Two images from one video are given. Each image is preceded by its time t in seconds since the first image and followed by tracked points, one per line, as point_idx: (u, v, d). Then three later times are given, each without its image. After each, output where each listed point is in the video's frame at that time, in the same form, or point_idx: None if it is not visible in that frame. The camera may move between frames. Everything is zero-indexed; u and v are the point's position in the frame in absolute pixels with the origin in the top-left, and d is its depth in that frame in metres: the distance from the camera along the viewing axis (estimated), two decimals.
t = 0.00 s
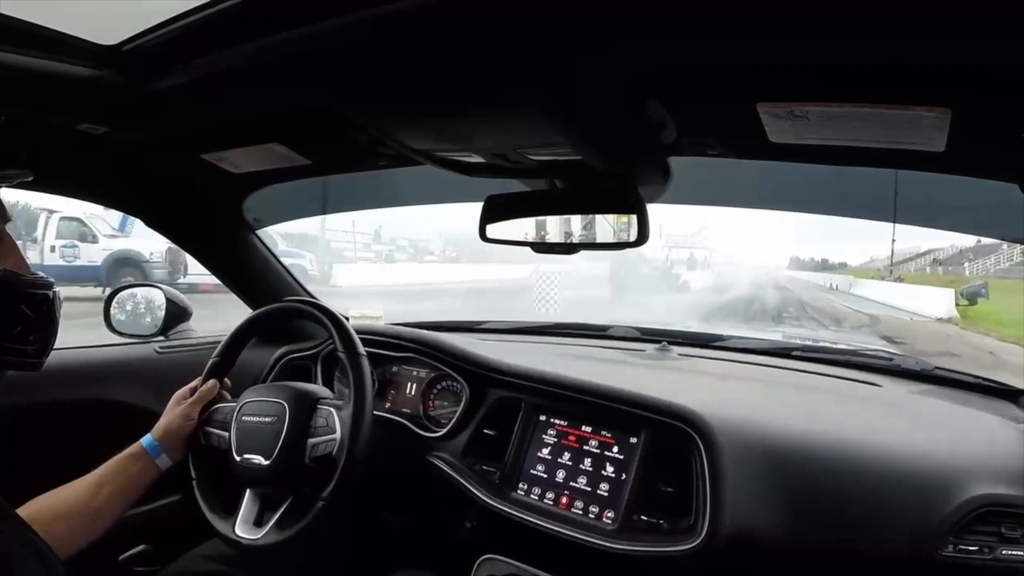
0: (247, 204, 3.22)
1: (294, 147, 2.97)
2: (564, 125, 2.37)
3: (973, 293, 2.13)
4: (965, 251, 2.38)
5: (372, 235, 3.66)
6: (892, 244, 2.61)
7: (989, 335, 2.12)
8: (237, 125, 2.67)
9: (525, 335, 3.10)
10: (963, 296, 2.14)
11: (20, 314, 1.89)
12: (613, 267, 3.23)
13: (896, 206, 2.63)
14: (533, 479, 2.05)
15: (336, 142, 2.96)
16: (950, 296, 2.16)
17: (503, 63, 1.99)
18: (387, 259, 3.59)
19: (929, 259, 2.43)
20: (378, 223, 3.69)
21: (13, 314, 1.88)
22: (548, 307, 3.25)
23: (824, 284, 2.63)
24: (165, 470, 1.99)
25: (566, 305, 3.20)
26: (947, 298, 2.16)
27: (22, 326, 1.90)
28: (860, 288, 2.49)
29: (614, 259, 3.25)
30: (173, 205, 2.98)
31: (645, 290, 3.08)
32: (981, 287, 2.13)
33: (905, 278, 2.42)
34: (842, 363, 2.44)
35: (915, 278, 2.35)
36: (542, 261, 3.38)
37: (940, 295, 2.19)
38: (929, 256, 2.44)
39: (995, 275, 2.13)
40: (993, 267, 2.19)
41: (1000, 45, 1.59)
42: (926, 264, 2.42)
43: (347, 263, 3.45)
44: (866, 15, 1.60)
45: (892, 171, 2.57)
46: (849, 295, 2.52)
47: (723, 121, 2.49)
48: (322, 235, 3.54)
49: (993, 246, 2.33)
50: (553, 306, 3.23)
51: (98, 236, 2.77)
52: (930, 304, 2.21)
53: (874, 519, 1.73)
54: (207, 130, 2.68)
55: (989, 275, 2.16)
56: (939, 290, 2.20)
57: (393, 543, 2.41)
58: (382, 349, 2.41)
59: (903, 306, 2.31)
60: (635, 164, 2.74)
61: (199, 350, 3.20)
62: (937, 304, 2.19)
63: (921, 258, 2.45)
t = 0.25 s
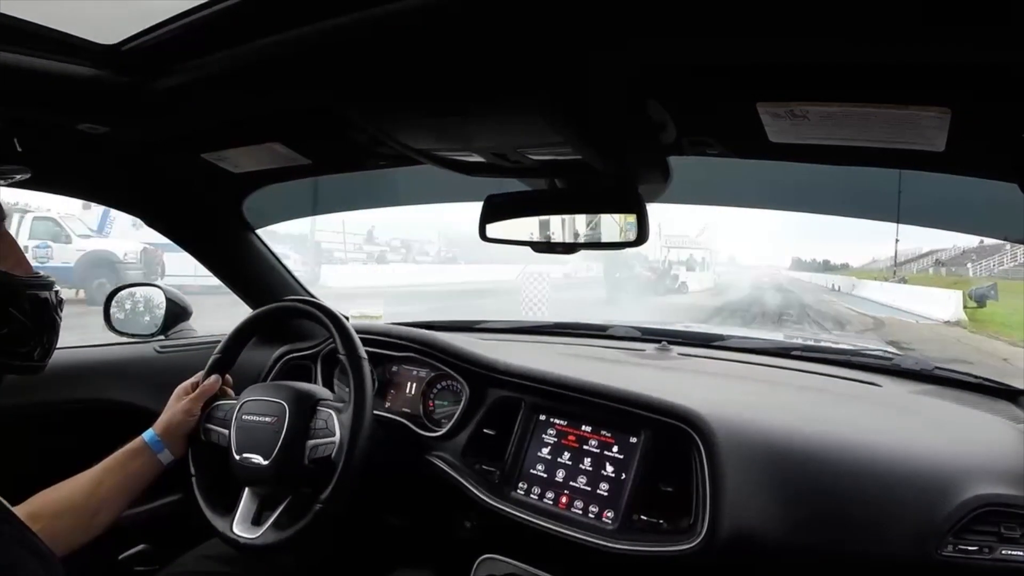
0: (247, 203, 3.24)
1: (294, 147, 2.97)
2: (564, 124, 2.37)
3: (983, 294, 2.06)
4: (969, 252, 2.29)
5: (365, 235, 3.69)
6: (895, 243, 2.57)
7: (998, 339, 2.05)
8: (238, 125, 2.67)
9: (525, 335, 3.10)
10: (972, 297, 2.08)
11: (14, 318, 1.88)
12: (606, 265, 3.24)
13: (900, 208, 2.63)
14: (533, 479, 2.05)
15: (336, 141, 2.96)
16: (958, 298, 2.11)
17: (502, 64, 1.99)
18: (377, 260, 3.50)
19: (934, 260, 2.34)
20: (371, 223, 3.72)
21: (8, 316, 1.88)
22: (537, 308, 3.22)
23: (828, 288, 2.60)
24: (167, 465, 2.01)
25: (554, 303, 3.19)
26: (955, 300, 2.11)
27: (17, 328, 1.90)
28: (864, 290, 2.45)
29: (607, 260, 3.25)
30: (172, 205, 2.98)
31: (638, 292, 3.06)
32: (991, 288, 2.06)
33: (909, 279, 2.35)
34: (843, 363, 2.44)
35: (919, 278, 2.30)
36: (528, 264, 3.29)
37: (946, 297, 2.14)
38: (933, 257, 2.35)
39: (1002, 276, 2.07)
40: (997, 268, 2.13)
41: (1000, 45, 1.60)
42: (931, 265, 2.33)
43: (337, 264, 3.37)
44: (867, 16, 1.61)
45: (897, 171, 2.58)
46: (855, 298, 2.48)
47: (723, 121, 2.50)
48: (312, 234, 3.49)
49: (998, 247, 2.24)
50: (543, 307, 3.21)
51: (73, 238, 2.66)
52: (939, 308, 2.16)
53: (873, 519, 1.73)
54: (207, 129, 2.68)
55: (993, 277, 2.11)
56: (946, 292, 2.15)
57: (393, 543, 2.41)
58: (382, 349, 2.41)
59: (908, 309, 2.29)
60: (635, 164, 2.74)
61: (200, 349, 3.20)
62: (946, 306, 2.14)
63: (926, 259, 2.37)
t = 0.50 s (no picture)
0: (246, 202, 3.24)
1: (294, 147, 2.97)
2: (563, 124, 2.37)
3: (993, 296, 2.01)
4: (973, 251, 2.24)
5: (356, 234, 3.62)
6: (899, 243, 2.53)
7: (1009, 342, 1.99)
8: (237, 125, 2.67)
9: (525, 335, 3.10)
10: (981, 299, 2.02)
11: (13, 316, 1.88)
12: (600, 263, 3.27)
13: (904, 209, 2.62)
14: (533, 479, 2.05)
15: (336, 141, 2.96)
16: (967, 298, 2.05)
17: (502, 64, 1.99)
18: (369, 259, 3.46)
19: (935, 259, 2.33)
20: (363, 222, 3.66)
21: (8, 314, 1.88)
22: (521, 308, 3.22)
23: (830, 287, 2.59)
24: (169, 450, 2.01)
25: (541, 303, 3.20)
26: (964, 302, 2.05)
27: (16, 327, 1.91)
28: (867, 290, 2.42)
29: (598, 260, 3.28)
30: (172, 204, 2.97)
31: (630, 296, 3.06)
32: (1000, 289, 2.00)
33: (912, 278, 2.34)
34: (843, 364, 2.43)
35: (923, 277, 2.26)
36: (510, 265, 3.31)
37: (955, 298, 2.08)
38: (935, 256, 2.34)
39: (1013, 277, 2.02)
40: (1002, 268, 2.08)
41: (1001, 45, 1.59)
42: (932, 265, 2.32)
43: (325, 264, 3.37)
44: (868, 16, 1.60)
45: (901, 171, 2.57)
46: (857, 298, 2.46)
47: (724, 121, 2.49)
48: (301, 234, 3.44)
49: (1001, 247, 2.20)
50: (527, 307, 3.21)
51: (39, 237, 2.49)
52: (948, 310, 2.10)
53: (874, 519, 1.72)
54: (207, 129, 2.68)
55: (997, 276, 2.07)
56: (953, 292, 2.10)
57: (394, 542, 2.41)
58: (382, 349, 2.42)
59: (913, 310, 2.24)
60: (634, 164, 2.73)
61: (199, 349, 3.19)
62: (956, 308, 2.08)
63: (927, 258, 2.35)
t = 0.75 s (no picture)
0: (246, 202, 3.24)
1: (293, 147, 2.97)
2: (563, 124, 2.37)
3: (1000, 297, 2.01)
4: (975, 252, 2.26)
5: (347, 234, 3.61)
6: (900, 243, 2.55)
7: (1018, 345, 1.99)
8: (237, 125, 2.67)
9: (525, 335, 3.10)
10: (988, 300, 2.03)
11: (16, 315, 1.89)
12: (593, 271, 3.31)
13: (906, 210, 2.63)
14: (533, 479, 2.05)
15: (337, 141, 2.96)
16: (974, 300, 2.06)
17: (501, 64, 1.99)
18: (359, 258, 3.50)
19: (936, 259, 2.33)
20: (352, 222, 3.65)
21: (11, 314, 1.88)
22: (504, 309, 3.24)
23: (830, 287, 2.60)
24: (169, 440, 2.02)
25: (541, 303, 3.20)
26: (971, 304, 2.06)
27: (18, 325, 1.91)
28: (867, 291, 2.44)
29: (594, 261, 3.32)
30: (172, 204, 2.97)
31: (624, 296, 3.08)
32: (1008, 290, 2.01)
33: (916, 279, 2.30)
34: (842, 364, 2.43)
35: (924, 277, 2.27)
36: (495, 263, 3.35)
37: (961, 299, 2.10)
38: (936, 256, 2.34)
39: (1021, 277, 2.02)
40: (1004, 268, 2.10)
41: (1001, 45, 1.59)
42: (932, 265, 2.32)
43: (313, 264, 3.37)
44: (868, 17, 1.60)
45: (903, 172, 2.58)
46: (857, 299, 2.47)
47: (724, 120, 2.49)
48: (288, 234, 3.37)
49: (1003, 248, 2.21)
50: (511, 308, 3.24)
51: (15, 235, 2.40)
52: (953, 311, 2.12)
53: (874, 520, 1.72)
54: (207, 129, 2.68)
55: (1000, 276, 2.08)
56: (958, 293, 2.11)
57: (394, 543, 2.41)
58: (382, 349, 2.42)
59: (917, 312, 2.24)
60: (635, 165, 2.73)
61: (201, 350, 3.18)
62: (961, 310, 2.10)
63: (928, 258, 2.35)
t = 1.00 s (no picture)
0: (246, 203, 3.25)
1: (294, 148, 2.98)
2: (563, 125, 2.37)
3: (1009, 301, 1.99)
4: (976, 254, 2.27)
5: (335, 236, 3.59)
6: (903, 244, 2.55)
7: None
8: (237, 126, 2.67)
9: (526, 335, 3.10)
10: (997, 304, 2.01)
11: (20, 314, 1.89)
12: (585, 269, 3.26)
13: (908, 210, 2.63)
14: (534, 480, 2.05)
15: (337, 142, 2.97)
16: (982, 304, 2.04)
17: (502, 64, 1.99)
18: (348, 262, 3.50)
19: (936, 261, 2.33)
20: (342, 224, 3.62)
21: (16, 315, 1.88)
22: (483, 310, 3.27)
23: (830, 289, 2.60)
24: (169, 447, 2.01)
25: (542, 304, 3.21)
26: (980, 309, 2.03)
27: (23, 326, 1.91)
28: (868, 294, 2.42)
29: (587, 262, 3.28)
30: (172, 205, 2.97)
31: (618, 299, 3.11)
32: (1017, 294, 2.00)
33: (919, 283, 2.29)
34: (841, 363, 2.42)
35: (927, 279, 2.27)
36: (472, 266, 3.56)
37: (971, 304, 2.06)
38: (936, 258, 2.34)
39: None
40: (1006, 268, 2.10)
41: (1001, 45, 1.59)
42: (933, 266, 2.32)
43: (299, 266, 3.36)
44: (869, 17, 1.60)
45: (904, 172, 2.58)
46: (858, 301, 2.46)
47: (724, 121, 2.50)
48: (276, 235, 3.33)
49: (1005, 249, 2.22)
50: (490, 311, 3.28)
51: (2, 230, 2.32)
52: (959, 316, 2.09)
53: (875, 520, 1.72)
54: (207, 131, 2.68)
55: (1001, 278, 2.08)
56: (967, 298, 2.08)
57: (395, 543, 2.42)
58: (382, 350, 2.42)
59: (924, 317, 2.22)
60: (635, 166, 2.74)
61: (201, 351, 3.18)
62: (968, 314, 2.06)
63: (928, 260, 2.35)
